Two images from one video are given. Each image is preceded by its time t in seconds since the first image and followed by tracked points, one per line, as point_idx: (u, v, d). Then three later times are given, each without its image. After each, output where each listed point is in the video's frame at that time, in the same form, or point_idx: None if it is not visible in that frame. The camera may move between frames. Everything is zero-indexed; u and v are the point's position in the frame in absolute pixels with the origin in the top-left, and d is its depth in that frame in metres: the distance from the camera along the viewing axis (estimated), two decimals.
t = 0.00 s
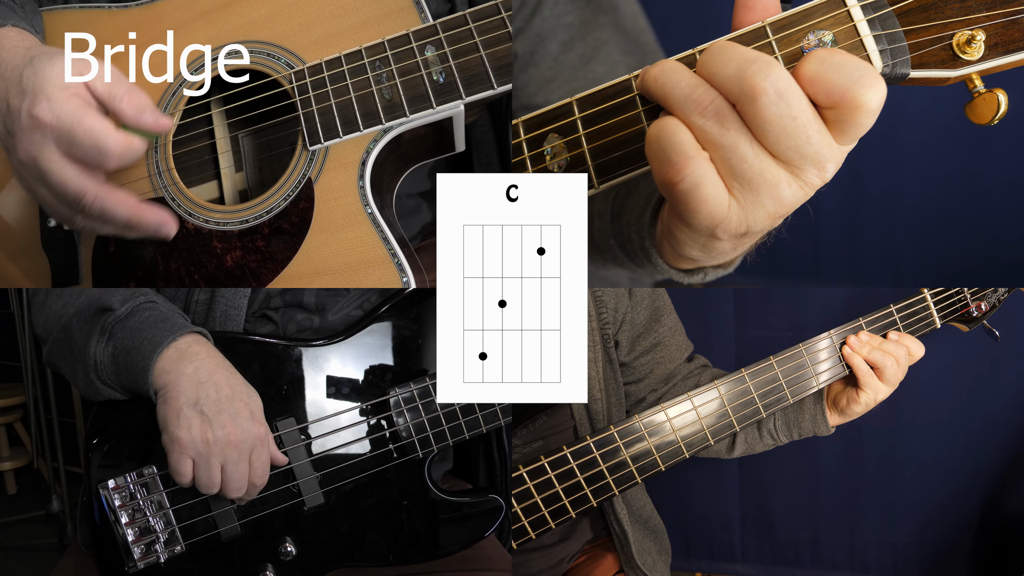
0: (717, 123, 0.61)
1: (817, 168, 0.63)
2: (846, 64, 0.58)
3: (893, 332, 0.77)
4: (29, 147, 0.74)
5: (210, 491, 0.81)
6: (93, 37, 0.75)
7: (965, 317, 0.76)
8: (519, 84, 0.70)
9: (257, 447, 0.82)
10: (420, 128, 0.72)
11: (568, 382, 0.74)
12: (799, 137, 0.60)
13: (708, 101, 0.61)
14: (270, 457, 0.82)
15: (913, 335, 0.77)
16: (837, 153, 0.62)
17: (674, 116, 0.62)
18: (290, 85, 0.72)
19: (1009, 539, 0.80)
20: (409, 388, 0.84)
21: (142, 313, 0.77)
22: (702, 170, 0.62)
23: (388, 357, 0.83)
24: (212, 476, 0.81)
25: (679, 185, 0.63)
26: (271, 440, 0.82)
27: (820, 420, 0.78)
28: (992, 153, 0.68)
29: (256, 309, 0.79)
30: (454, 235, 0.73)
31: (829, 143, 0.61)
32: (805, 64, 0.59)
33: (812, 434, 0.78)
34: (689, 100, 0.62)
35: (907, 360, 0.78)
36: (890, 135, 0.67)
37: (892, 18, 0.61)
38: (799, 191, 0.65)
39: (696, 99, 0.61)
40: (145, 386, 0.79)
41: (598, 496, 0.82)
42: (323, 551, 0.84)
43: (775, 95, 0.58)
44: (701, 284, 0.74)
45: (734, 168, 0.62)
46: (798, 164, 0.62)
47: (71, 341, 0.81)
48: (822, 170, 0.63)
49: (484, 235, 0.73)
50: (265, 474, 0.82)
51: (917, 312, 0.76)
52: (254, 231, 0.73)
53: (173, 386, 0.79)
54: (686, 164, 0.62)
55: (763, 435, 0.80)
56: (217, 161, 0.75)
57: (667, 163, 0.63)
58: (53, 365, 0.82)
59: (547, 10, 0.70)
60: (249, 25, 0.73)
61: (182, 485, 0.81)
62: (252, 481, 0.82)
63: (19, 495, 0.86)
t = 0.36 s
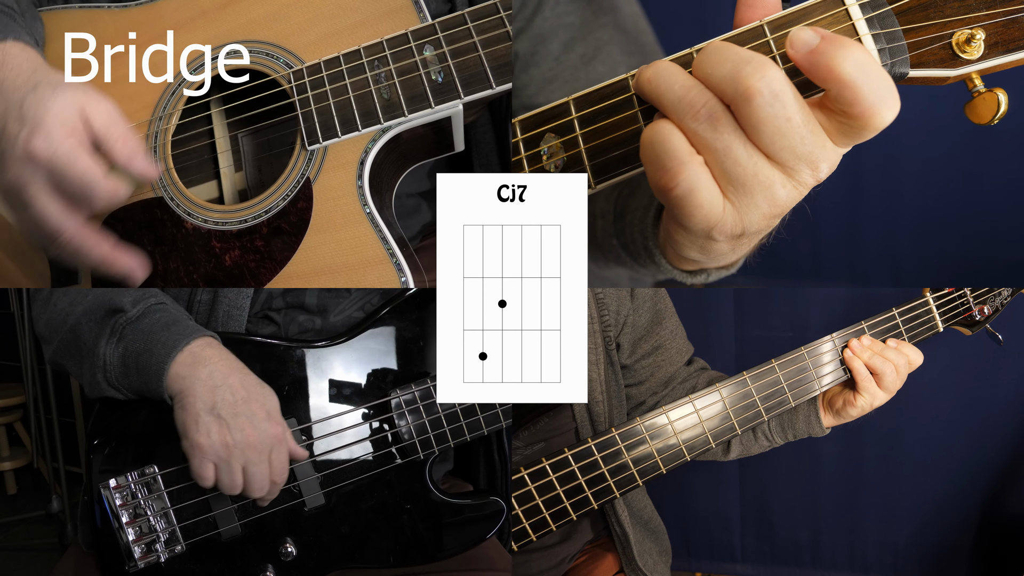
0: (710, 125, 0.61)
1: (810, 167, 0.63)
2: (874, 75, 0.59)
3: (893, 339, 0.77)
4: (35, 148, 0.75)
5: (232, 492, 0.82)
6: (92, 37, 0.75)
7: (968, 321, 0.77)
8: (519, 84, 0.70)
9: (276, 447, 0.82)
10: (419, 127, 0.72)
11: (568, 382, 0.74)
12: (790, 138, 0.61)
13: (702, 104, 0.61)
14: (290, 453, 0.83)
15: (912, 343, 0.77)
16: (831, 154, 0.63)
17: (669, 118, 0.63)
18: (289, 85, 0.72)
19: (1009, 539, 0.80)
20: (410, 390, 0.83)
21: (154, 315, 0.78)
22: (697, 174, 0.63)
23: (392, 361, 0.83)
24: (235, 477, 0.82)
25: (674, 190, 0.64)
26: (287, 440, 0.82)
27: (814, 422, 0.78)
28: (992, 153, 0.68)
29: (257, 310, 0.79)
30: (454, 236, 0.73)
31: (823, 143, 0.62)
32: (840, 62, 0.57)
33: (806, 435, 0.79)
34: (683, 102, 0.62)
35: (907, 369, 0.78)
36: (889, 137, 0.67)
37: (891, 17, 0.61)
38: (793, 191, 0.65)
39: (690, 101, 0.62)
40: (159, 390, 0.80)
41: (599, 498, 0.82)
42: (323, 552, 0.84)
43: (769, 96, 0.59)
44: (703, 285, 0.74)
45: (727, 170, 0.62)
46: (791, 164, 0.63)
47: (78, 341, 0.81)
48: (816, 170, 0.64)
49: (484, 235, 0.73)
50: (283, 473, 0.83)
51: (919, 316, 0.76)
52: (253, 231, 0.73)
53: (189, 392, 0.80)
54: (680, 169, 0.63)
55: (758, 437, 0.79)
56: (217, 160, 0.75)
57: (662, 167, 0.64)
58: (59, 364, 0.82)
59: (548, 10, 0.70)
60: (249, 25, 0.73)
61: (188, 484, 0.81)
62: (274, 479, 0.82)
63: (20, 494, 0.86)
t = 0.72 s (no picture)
0: (768, 148, 0.61)
1: (832, 164, 0.65)
2: (859, 58, 0.60)
3: (894, 341, 0.78)
4: (34, 149, 0.75)
5: (227, 494, 0.82)
6: (93, 37, 0.75)
7: (969, 323, 0.77)
8: (520, 84, 0.70)
9: (271, 456, 0.82)
10: (420, 126, 0.72)
11: (568, 382, 0.74)
12: (824, 142, 0.62)
13: (767, 123, 0.60)
14: (285, 461, 0.82)
15: (911, 346, 0.78)
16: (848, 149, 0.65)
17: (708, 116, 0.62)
18: (290, 84, 0.72)
19: (1008, 539, 0.80)
20: (410, 391, 0.84)
21: (154, 319, 0.78)
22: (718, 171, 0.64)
23: (395, 361, 0.83)
24: (231, 483, 0.81)
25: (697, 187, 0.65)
26: (284, 450, 0.82)
27: (812, 422, 0.78)
28: (992, 153, 0.68)
29: (257, 310, 0.79)
30: (454, 235, 0.73)
31: (846, 141, 0.63)
32: (821, 52, 0.60)
33: (804, 435, 0.79)
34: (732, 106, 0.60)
35: (907, 370, 0.78)
36: (889, 137, 0.67)
37: (892, 17, 0.61)
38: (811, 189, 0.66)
39: (737, 101, 0.60)
40: (159, 394, 0.79)
41: (600, 499, 0.82)
42: (322, 552, 0.84)
43: (813, 102, 0.59)
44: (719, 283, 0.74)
45: (766, 185, 0.63)
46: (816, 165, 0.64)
47: (79, 344, 0.81)
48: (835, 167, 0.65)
49: (484, 235, 0.73)
50: (279, 479, 0.82)
51: (920, 317, 0.76)
52: (254, 230, 0.73)
53: (189, 401, 0.80)
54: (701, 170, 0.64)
55: (756, 438, 0.79)
56: (217, 160, 0.75)
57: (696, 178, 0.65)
58: (60, 365, 0.82)
59: (548, 10, 0.70)
60: (249, 25, 0.73)
61: (185, 484, 0.81)
62: (268, 485, 0.82)
63: (19, 494, 0.86)
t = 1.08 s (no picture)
0: (739, 132, 0.59)
1: (828, 159, 0.62)
2: (840, 48, 0.59)
3: (900, 344, 0.78)
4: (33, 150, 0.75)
5: (226, 483, 0.82)
6: (93, 37, 0.75)
7: (970, 322, 0.77)
8: (519, 84, 0.70)
9: (275, 448, 0.82)
10: (420, 128, 0.71)
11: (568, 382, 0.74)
12: (809, 130, 0.59)
13: (734, 108, 0.58)
14: (286, 457, 0.83)
15: (909, 343, 0.78)
16: (847, 145, 0.62)
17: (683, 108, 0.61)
18: (290, 85, 0.72)
19: (1009, 539, 0.80)
20: (410, 390, 0.84)
21: (158, 313, 0.78)
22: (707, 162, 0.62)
23: (395, 361, 0.83)
24: (232, 472, 0.81)
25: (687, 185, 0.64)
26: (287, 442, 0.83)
27: (811, 422, 0.79)
28: (992, 153, 0.68)
29: (257, 310, 0.79)
30: (454, 235, 0.73)
31: (839, 133, 0.60)
32: (800, 48, 0.60)
33: (803, 435, 0.79)
34: (706, 97, 0.59)
35: (906, 369, 0.78)
36: (890, 136, 0.67)
37: (891, 17, 0.61)
38: (808, 187, 0.64)
39: (708, 91, 0.59)
40: (163, 387, 0.80)
41: (599, 499, 0.82)
42: (322, 552, 0.84)
43: (790, 86, 0.57)
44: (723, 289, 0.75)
45: (749, 178, 0.61)
46: (807, 157, 0.61)
47: (82, 339, 0.81)
48: (833, 162, 0.62)
49: (484, 235, 0.73)
50: (278, 473, 0.82)
51: (922, 317, 0.77)
52: (254, 231, 0.73)
53: (195, 390, 0.80)
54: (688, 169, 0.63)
55: (755, 438, 0.80)
56: (217, 161, 0.75)
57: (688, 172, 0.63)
58: (61, 361, 0.82)
59: (547, 10, 0.70)
60: (249, 26, 0.73)
61: (191, 481, 0.81)
62: (266, 477, 0.82)
63: (19, 494, 0.86)
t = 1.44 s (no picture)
0: (739, 134, 0.59)
1: (824, 160, 0.62)
2: (840, 50, 0.59)
3: (901, 343, 0.78)
4: (36, 151, 0.75)
5: (225, 486, 0.82)
6: (93, 37, 0.75)
7: (969, 319, 0.77)
8: (519, 84, 0.70)
9: (273, 449, 0.82)
10: (420, 128, 0.72)
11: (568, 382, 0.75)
12: (807, 132, 0.59)
13: (733, 110, 0.59)
14: (284, 458, 0.83)
15: (909, 342, 0.78)
16: (845, 146, 0.62)
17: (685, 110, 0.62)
18: (290, 85, 0.72)
19: (1008, 538, 0.80)
20: (409, 389, 0.84)
21: (155, 313, 0.78)
22: (708, 165, 0.62)
23: (393, 359, 0.83)
24: (229, 473, 0.81)
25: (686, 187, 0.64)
26: (285, 443, 0.83)
27: (811, 419, 0.79)
28: (992, 153, 0.68)
29: (256, 310, 0.79)
30: (454, 235, 0.73)
31: (835, 135, 0.61)
32: (796, 49, 0.60)
33: (803, 434, 0.79)
34: (705, 100, 0.60)
35: (906, 365, 0.78)
36: (889, 138, 0.67)
37: (891, 18, 0.61)
38: (806, 188, 0.63)
39: (707, 93, 0.60)
40: (161, 388, 0.80)
41: (598, 498, 0.82)
42: (322, 552, 0.84)
43: (789, 88, 0.58)
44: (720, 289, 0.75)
45: (749, 180, 0.61)
46: (804, 159, 0.61)
47: (79, 341, 0.81)
48: (831, 164, 0.62)
49: (484, 235, 0.73)
50: (276, 473, 0.83)
51: (921, 314, 0.77)
52: (254, 231, 0.73)
53: (193, 391, 0.80)
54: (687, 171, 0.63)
55: (754, 437, 0.80)
56: (217, 161, 0.75)
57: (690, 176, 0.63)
58: (59, 363, 0.82)
59: (546, 10, 0.70)
60: (249, 26, 0.73)
61: (190, 484, 0.81)
62: (264, 478, 0.82)
63: (20, 495, 0.86)
